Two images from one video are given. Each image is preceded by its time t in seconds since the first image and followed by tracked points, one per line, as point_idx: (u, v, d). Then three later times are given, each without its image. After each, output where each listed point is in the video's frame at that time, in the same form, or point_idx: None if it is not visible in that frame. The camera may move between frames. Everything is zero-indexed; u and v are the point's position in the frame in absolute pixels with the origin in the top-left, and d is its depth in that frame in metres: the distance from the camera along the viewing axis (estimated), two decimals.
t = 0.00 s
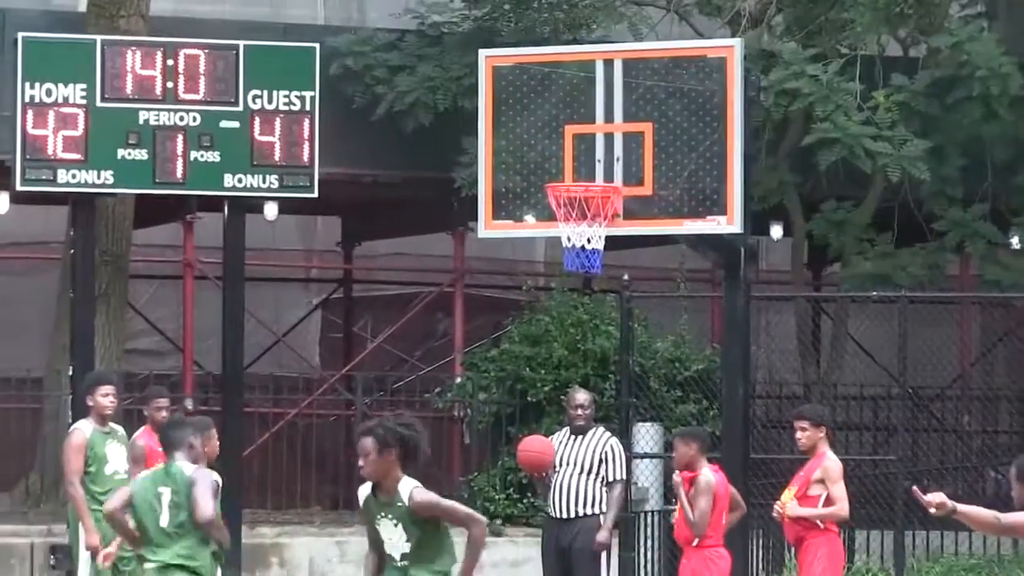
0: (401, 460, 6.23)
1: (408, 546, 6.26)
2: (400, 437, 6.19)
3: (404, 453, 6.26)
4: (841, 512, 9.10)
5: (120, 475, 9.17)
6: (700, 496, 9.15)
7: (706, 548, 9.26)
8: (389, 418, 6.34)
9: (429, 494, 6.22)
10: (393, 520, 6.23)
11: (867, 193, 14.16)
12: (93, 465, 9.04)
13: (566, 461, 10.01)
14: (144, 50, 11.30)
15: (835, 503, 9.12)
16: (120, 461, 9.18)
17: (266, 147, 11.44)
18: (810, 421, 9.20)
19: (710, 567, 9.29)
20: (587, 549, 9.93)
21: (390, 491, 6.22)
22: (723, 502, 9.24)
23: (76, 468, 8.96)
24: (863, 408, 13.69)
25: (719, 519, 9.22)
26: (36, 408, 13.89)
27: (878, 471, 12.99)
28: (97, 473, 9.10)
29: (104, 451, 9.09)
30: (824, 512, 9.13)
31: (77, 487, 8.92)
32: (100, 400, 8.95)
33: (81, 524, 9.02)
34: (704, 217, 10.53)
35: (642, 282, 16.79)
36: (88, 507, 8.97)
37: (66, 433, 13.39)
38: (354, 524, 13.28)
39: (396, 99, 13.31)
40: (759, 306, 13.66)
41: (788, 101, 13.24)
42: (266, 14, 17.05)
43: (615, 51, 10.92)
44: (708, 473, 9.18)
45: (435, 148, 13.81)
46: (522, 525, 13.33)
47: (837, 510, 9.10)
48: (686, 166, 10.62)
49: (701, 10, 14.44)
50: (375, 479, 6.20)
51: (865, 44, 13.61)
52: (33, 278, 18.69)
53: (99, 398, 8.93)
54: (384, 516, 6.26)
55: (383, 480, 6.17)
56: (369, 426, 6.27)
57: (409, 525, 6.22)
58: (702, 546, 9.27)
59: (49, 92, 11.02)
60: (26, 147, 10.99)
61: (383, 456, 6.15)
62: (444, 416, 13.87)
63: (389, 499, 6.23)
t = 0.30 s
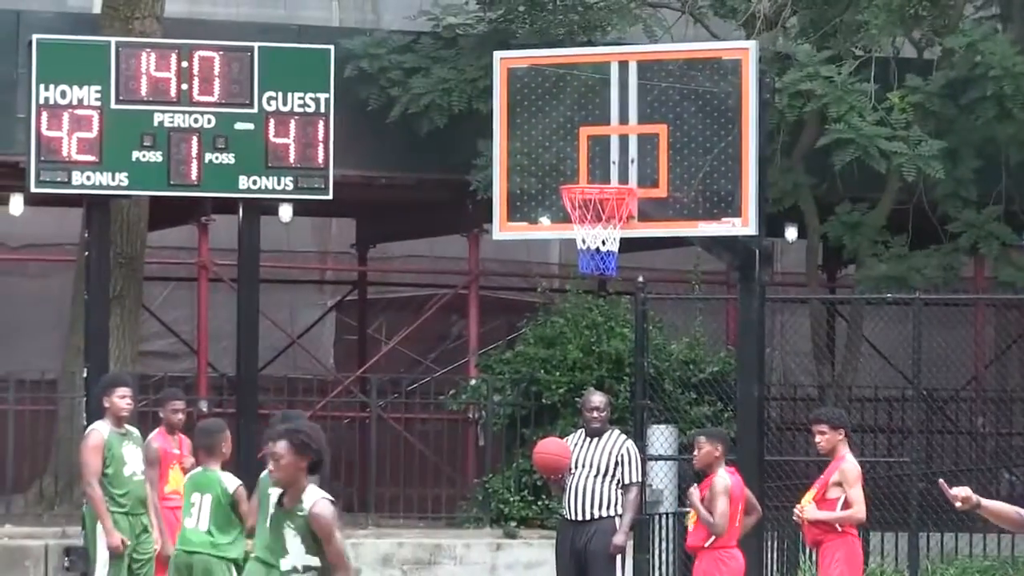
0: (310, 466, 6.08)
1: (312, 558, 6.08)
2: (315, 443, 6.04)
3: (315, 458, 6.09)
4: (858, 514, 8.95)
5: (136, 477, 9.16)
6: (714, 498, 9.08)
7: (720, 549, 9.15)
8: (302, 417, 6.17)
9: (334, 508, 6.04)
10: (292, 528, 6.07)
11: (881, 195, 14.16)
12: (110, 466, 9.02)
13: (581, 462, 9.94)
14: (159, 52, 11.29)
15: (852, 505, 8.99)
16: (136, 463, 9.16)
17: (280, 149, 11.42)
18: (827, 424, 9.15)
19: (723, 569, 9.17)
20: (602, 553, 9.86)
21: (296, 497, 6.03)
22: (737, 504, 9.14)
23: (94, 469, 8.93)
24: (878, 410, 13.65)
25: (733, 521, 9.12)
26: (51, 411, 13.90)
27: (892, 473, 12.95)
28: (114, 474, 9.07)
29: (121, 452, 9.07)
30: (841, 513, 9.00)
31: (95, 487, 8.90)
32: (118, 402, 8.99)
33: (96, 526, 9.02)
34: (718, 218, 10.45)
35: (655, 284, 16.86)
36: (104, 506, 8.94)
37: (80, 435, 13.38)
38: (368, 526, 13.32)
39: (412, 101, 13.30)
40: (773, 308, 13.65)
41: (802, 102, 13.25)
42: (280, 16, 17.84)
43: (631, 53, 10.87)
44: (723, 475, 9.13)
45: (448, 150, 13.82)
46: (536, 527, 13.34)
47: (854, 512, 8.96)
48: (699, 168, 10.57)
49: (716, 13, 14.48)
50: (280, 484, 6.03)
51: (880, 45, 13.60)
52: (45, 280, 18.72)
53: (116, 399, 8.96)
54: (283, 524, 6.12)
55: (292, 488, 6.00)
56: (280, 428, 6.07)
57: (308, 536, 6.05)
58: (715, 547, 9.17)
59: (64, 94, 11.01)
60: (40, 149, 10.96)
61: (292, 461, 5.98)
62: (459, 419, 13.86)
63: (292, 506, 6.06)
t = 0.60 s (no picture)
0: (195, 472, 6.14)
1: (195, 565, 6.03)
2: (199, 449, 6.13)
3: (198, 465, 6.15)
4: (868, 516, 8.95)
5: (148, 478, 9.16)
6: (721, 499, 9.04)
7: (728, 551, 9.13)
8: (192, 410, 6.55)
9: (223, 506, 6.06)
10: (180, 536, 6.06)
11: (885, 197, 14.17)
12: (124, 466, 9.04)
13: (585, 463, 9.92)
14: (164, 53, 11.28)
15: (862, 508, 8.99)
16: (148, 464, 9.17)
17: (285, 150, 11.46)
18: (833, 428, 9.18)
19: (731, 571, 9.14)
20: (607, 555, 9.85)
21: (178, 499, 6.08)
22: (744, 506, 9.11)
23: (106, 470, 8.97)
24: (883, 411, 13.62)
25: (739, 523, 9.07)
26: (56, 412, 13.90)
27: (897, 475, 12.92)
28: (126, 475, 9.09)
29: (134, 453, 9.08)
30: (851, 516, 9.00)
31: (109, 487, 8.91)
32: (128, 402, 8.98)
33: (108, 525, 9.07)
34: (723, 221, 10.42)
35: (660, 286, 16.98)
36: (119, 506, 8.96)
37: (85, 436, 13.39)
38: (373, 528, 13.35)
39: (417, 102, 13.30)
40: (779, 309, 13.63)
41: (807, 103, 13.25)
42: (287, 19, 18.05)
43: (637, 55, 10.90)
44: (731, 477, 9.10)
45: (453, 152, 13.84)
46: (541, 529, 13.38)
47: (864, 514, 8.95)
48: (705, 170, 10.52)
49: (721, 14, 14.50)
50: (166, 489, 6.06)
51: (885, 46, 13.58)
52: (49, 281, 18.73)
53: (127, 400, 8.97)
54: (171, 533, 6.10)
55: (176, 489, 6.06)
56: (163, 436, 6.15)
57: (199, 539, 6.03)
58: (724, 549, 9.14)
59: (69, 96, 10.98)
60: (46, 150, 10.94)
61: (175, 463, 6.06)
62: (464, 421, 13.71)
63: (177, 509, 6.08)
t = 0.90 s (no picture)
0: (91, 472, 5.82)
1: (82, 569, 5.76)
2: (91, 446, 5.83)
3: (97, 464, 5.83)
4: (869, 515, 8.94)
5: (157, 478, 9.14)
6: (724, 497, 9.03)
7: (732, 550, 9.12)
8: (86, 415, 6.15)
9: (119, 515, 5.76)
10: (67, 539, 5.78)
11: (888, 198, 14.17)
12: (133, 467, 9.02)
13: (586, 463, 9.93)
14: (166, 53, 11.27)
15: (863, 508, 8.98)
16: (159, 464, 9.15)
17: (288, 151, 11.43)
18: (838, 430, 9.18)
19: (735, 571, 9.13)
20: (609, 556, 9.84)
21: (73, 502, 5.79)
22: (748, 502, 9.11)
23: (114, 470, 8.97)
24: (885, 412, 13.61)
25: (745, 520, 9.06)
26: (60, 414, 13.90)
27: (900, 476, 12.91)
28: (136, 476, 9.07)
29: (144, 453, 9.05)
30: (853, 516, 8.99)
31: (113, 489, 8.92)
32: (140, 402, 8.99)
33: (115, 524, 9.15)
34: (727, 221, 10.35)
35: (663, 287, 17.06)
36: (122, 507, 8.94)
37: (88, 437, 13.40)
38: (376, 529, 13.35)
39: (419, 103, 13.30)
40: (781, 310, 13.62)
41: (810, 103, 13.25)
42: (290, 20, 18.23)
43: (640, 56, 10.89)
44: (733, 476, 9.08)
45: (455, 152, 13.84)
46: (544, 529, 13.41)
47: (865, 513, 8.95)
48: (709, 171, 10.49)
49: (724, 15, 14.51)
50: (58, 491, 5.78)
51: (887, 46, 13.57)
52: (52, 282, 18.73)
53: (139, 401, 8.97)
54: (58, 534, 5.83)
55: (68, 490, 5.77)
56: (69, 430, 5.90)
57: (88, 543, 5.74)
58: (727, 550, 9.14)
59: (72, 96, 10.98)
60: (48, 151, 10.93)
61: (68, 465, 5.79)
62: (466, 423, 13.72)
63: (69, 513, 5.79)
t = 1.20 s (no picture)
0: None
1: None
2: None
3: None
4: (870, 514, 8.95)
5: (162, 480, 9.13)
6: (729, 490, 9.00)
7: (734, 548, 9.07)
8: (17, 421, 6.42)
9: None
10: None
11: (889, 198, 14.17)
12: (138, 469, 9.05)
13: (589, 464, 9.91)
14: (168, 53, 11.27)
15: (865, 505, 8.99)
16: (165, 465, 9.14)
17: (290, 151, 11.43)
18: (842, 429, 9.14)
19: (736, 571, 9.07)
20: (611, 555, 9.85)
21: None
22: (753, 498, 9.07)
23: (120, 470, 9.03)
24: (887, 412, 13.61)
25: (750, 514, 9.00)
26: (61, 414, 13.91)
27: (902, 475, 12.90)
28: (141, 477, 9.10)
29: (150, 454, 9.09)
30: (854, 514, 9.00)
31: (117, 488, 8.97)
32: (153, 405, 9.02)
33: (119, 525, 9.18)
34: (729, 221, 10.39)
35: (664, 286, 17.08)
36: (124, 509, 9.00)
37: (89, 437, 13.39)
38: (378, 528, 13.34)
39: (421, 103, 13.31)
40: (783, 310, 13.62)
41: (811, 102, 13.25)
42: (291, 20, 18.22)
43: (642, 55, 10.89)
44: (736, 473, 9.05)
45: (457, 152, 13.83)
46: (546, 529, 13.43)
47: (867, 511, 8.96)
48: (711, 170, 10.52)
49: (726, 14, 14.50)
50: None
51: (888, 46, 13.57)
52: (53, 282, 18.74)
53: (153, 402, 9.02)
54: None
55: None
56: None
57: None
58: (729, 548, 9.08)
59: (74, 96, 10.97)
60: (50, 151, 10.92)
61: None
62: (468, 423, 13.78)
63: None
